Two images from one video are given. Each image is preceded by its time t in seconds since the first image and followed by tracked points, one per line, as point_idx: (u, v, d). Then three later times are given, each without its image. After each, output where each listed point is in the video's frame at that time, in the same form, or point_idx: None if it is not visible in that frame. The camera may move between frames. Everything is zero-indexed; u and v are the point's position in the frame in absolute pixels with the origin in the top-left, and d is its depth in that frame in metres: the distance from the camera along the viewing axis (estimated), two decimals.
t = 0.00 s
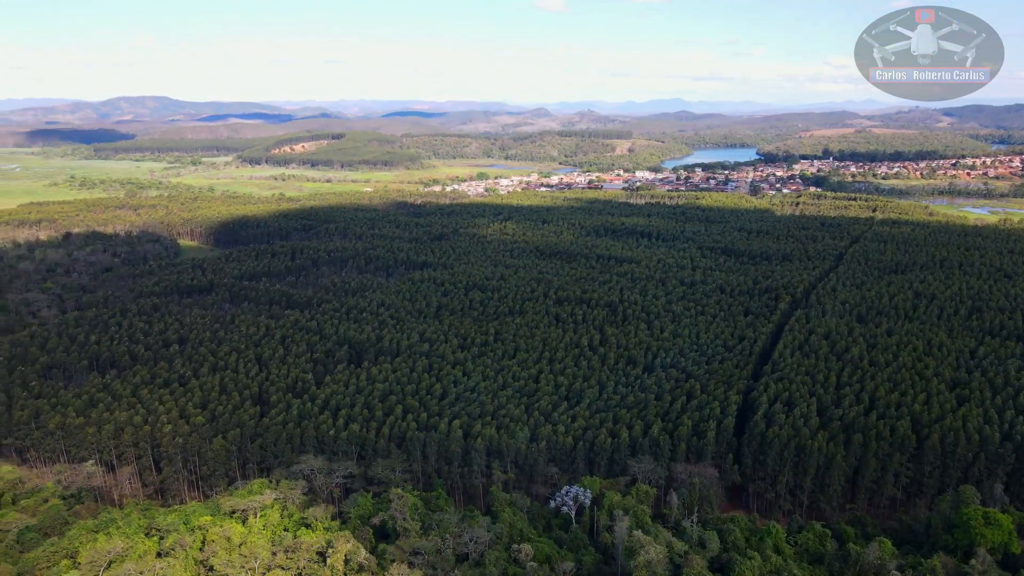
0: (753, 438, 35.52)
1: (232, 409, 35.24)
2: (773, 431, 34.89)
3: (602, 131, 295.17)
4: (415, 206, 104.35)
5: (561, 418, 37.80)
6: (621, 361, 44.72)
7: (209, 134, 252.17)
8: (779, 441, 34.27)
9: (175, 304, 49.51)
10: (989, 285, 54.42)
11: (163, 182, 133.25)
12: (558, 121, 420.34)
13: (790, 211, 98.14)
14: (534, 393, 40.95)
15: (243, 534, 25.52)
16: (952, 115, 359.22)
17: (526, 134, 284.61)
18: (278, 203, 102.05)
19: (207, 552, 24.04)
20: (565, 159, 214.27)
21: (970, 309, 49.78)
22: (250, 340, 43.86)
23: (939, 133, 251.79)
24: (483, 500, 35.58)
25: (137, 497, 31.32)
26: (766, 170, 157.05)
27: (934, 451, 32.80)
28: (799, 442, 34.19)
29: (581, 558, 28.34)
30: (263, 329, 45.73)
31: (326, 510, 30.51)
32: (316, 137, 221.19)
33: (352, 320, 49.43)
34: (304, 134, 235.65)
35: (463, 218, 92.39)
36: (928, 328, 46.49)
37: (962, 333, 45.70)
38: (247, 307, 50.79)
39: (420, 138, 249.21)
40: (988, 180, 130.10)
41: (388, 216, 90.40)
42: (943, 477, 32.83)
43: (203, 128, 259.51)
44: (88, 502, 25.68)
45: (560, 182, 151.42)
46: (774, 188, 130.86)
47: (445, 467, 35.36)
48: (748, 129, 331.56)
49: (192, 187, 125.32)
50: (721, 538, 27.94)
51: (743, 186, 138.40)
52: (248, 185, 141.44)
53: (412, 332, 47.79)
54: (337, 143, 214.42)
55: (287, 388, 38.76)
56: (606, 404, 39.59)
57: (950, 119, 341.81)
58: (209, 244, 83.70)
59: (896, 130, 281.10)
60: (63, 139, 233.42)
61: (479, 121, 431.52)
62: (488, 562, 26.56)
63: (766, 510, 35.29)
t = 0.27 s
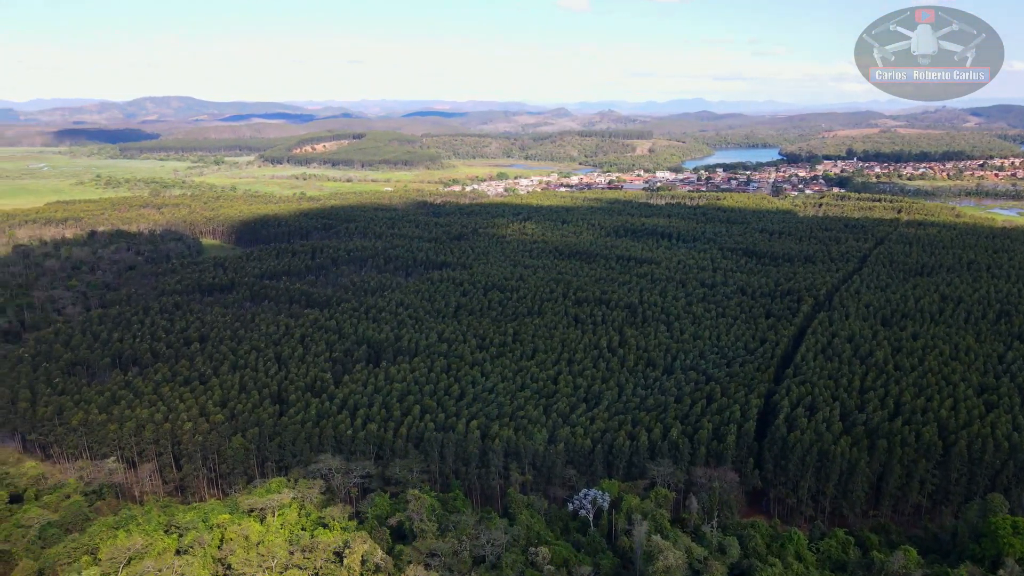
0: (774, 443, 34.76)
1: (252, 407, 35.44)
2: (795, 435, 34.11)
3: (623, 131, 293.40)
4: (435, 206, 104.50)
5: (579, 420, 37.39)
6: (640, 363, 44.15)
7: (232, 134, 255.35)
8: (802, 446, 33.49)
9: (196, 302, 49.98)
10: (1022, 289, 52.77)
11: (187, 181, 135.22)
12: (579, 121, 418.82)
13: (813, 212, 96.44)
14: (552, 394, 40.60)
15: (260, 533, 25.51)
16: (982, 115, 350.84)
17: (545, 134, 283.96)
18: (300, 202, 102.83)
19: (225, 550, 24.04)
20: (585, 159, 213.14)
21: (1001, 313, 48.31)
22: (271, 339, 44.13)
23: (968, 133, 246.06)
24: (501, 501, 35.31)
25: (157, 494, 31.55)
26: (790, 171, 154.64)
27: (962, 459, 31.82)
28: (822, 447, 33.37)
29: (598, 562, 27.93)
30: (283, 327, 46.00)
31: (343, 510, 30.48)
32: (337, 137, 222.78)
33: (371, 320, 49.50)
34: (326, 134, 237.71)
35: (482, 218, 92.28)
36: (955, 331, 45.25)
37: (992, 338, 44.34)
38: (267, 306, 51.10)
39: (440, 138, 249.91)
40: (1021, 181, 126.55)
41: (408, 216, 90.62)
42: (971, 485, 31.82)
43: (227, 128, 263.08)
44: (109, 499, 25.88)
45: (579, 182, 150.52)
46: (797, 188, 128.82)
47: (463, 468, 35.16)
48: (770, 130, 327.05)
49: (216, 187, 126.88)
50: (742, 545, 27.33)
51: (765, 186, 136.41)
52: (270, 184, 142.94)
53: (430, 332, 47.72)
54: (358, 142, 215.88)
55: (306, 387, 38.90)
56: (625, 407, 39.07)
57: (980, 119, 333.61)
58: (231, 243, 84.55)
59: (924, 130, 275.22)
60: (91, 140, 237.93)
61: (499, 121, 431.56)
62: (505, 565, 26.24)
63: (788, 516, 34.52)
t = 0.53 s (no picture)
0: (796, 448, 33.99)
1: (271, 406, 35.58)
2: (817, 440, 33.34)
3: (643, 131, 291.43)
4: (454, 206, 104.53)
5: (597, 422, 36.94)
6: (660, 365, 43.52)
7: (254, 134, 258.22)
8: (824, 452, 32.72)
9: (217, 301, 50.42)
10: None
11: (210, 181, 136.95)
12: (599, 121, 417.00)
13: (837, 212, 94.74)
14: (570, 396, 40.21)
15: (278, 532, 25.47)
16: (1012, 114, 342.31)
17: (565, 134, 283.11)
18: (320, 202, 103.49)
19: (243, 549, 23.99)
20: (605, 159, 211.78)
21: None
22: (290, 338, 44.32)
23: (998, 133, 240.33)
24: (518, 503, 35.00)
25: (177, 491, 31.72)
26: (813, 171, 152.22)
27: (991, 467, 30.85)
28: (845, 453, 32.56)
29: (616, 566, 27.48)
30: (302, 326, 46.19)
31: (361, 510, 30.40)
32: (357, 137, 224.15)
33: (390, 319, 49.52)
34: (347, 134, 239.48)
35: (501, 218, 92.07)
36: (984, 335, 43.96)
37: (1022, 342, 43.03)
38: (286, 305, 51.39)
39: (460, 138, 250.37)
40: None
41: (427, 216, 90.72)
42: (1000, 494, 30.84)
43: (250, 129, 266.27)
44: (129, 496, 26.04)
45: (599, 182, 149.58)
46: (820, 189, 126.73)
47: (481, 469, 34.90)
48: (794, 130, 322.35)
49: (238, 186, 128.29)
50: (763, 552, 26.71)
51: (788, 187, 134.34)
52: (291, 184, 144.23)
53: (448, 332, 47.60)
54: (378, 142, 217.15)
55: (325, 386, 39.00)
56: (644, 409, 38.52)
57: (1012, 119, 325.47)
58: (252, 242, 85.29)
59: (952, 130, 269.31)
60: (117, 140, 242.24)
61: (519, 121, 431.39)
62: (523, 567, 25.87)
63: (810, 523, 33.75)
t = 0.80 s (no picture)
0: (819, 453, 33.18)
1: (290, 404, 35.70)
2: (840, 445, 32.53)
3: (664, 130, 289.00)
4: (474, 205, 104.48)
5: (616, 424, 36.47)
6: (680, 367, 42.89)
7: (277, 134, 261.20)
8: (847, 457, 31.90)
9: (238, 299, 50.86)
10: None
11: (233, 180, 138.62)
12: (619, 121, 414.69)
13: (863, 213, 92.84)
14: (589, 397, 39.77)
15: (296, 531, 25.43)
16: None
17: (585, 133, 281.92)
18: (341, 201, 104.10)
19: (260, 548, 23.96)
20: (625, 159, 210.38)
21: None
22: (310, 337, 44.49)
23: None
24: (536, 505, 34.64)
25: (197, 488, 31.91)
26: (837, 171, 149.53)
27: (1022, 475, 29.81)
28: (869, 458, 31.71)
29: (635, 571, 27.00)
30: (322, 325, 46.36)
31: (378, 510, 30.30)
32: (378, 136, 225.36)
33: (408, 319, 49.51)
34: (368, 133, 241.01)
35: (520, 217, 91.77)
36: (1015, 339, 42.60)
37: None
38: (306, 304, 51.68)
39: (480, 138, 250.49)
40: None
41: (446, 215, 90.76)
42: None
43: (273, 128, 269.26)
44: (149, 493, 26.24)
45: (619, 182, 148.52)
46: (845, 189, 124.42)
47: (498, 470, 34.61)
48: (817, 129, 317.29)
49: (260, 185, 129.66)
50: (785, 560, 26.07)
51: (811, 187, 132.07)
52: (312, 183, 145.39)
53: (467, 332, 47.44)
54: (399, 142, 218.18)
55: (344, 385, 39.08)
56: (663, 412, 37.95)
57: None
58: (274, 240, 86.05)
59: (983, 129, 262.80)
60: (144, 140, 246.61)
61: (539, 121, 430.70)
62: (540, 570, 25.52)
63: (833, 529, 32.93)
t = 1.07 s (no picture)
0: (841, 453, 32.43)
1: (308, 397, 35.87)
2: (863, 445, 31.77)
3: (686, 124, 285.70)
4: (494, 199, 104.20)
5: (635, 421, 36.02)
6: (700, 364, 42.23)
7: (298, 127, 263.19)
8: (871, 457, 31.14)
9: (259, 292, 51.23)
10: None
11: (256, 173, 139.88)
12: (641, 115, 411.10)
13: (889, 209, 90.78)
14: (608, 393, 39.32)
15: (314, 524, 25.44)
16: None
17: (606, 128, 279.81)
18: (361, 195, 104.42)
19: (279, 540, 24.01)
20: (646, 153, 208.27)
21: None
22: (329, 331, 44.61)
23: None
24: (554, 501, 34.35)
25: (218, 479, 32.10)
26: (863, 166, 146.44)
27: None
28: (893, 458, 30.90)
29: (653, 569, 26.61)
30: (341, 319, 46.48)
31: (395, 504, 30.24)
32: (398, 131, 225.82)
33: (427, 313, 49.48)
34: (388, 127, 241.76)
35: (540, 212, 91.29)
36: None
37: None
38: (326, 297, 51.92)
39: (500, 132, 249.95)
40: None
41: (466, 209, 90.62)
42: None
43: (295, 122, 271.41)
44: (170, 484, 26.47)
45: (640, 177, 146.95)
46: (870, 185, 121.83)
47: (516, 466, 34.33)
48: (844, 123, 311.05)
49: (281, 179, 130.67)
50: (806, 561, 25.50)
51: (836, 182, 129.49)
52: (334, 177, 146.27)
53: (486, 327, 47.23)
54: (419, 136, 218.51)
55: (362, 379, 39.16)
56: (684, 409, 37.37)
57: None
58: (295, 234, 86.61)
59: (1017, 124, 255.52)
60: (168, 134, 250.08)
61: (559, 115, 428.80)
62: (558, 567, 25.23)
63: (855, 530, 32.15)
